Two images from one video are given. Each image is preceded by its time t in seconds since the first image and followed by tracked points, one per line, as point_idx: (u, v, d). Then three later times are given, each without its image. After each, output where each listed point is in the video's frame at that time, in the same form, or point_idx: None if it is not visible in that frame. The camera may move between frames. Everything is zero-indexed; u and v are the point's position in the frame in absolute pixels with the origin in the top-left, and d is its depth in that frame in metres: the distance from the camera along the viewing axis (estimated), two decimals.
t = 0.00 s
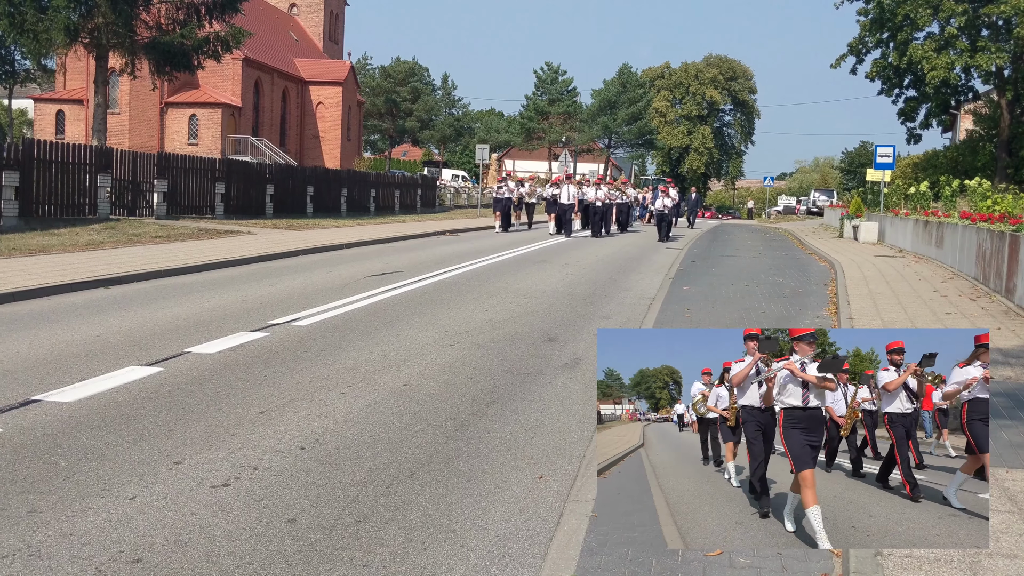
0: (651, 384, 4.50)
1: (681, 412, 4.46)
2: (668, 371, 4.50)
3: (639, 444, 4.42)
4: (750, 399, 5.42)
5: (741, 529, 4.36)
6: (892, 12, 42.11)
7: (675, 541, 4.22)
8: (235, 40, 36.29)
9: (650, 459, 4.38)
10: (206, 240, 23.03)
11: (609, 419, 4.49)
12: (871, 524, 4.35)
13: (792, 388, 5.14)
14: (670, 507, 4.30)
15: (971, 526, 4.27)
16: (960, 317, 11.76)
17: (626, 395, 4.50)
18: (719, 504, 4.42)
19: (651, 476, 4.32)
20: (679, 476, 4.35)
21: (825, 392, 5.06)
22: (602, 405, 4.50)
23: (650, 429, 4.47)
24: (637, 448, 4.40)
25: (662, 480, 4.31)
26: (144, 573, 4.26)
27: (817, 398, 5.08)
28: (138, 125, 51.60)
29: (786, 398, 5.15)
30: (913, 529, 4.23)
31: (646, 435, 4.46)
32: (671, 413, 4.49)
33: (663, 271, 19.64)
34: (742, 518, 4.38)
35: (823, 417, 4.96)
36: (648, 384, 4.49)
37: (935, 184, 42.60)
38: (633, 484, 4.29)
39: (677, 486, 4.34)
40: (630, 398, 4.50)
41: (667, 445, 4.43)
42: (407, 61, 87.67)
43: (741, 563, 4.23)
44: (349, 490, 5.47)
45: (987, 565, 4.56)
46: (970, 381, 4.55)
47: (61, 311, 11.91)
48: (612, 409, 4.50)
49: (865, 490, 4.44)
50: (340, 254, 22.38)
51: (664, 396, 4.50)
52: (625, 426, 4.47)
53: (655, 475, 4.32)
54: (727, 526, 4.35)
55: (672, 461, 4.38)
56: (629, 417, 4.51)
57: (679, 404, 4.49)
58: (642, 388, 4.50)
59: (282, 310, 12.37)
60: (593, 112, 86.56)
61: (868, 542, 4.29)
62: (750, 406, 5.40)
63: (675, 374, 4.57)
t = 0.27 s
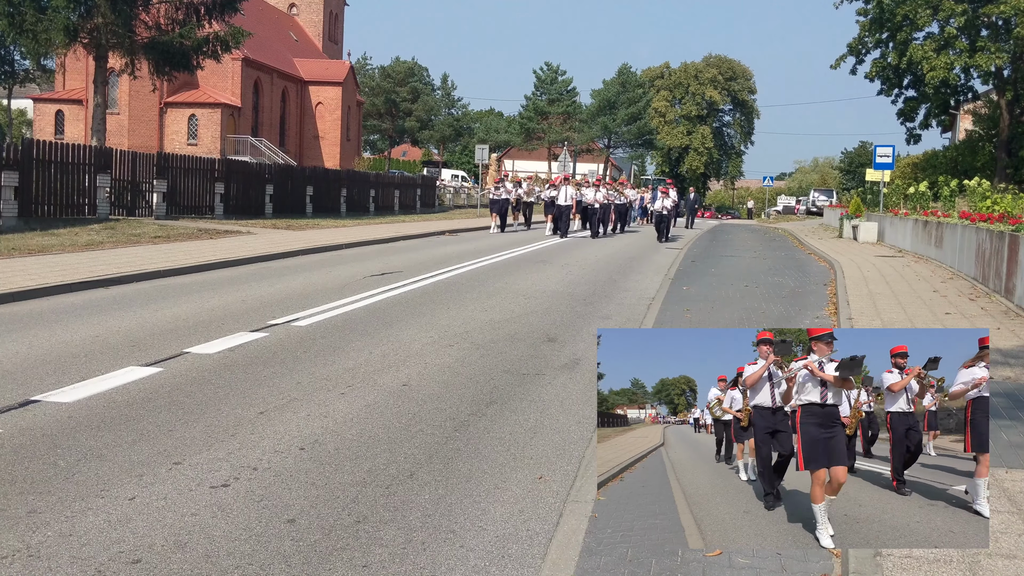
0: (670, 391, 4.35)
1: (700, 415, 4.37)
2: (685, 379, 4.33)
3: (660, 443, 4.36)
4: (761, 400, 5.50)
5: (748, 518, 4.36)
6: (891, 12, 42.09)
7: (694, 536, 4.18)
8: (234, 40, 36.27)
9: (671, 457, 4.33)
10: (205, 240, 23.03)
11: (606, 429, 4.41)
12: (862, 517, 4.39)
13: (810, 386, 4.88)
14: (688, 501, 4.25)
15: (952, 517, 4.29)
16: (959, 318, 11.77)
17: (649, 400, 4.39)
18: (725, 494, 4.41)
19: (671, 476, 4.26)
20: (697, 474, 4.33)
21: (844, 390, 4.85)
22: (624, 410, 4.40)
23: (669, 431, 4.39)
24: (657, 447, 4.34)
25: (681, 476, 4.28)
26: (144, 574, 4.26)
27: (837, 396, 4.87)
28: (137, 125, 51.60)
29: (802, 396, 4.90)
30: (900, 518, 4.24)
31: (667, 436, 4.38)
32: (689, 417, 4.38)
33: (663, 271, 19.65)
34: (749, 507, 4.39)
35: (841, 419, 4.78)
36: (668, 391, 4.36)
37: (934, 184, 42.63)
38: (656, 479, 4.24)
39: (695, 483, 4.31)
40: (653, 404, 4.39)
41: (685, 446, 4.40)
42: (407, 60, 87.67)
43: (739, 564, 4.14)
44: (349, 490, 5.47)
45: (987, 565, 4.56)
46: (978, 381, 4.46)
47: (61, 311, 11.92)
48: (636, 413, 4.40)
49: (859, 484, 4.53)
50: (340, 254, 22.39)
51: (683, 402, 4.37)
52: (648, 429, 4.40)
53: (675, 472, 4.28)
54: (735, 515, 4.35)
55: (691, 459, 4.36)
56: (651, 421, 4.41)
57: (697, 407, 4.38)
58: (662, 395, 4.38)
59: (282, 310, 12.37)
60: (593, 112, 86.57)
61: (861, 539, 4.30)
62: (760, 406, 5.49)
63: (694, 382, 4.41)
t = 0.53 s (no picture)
0: (672, 392, 4.31)
1: (702, 414, 4.31)
2: (686, 381, 4.26)
3: (662, 442, 4.35)
4: (772, 401, 5.51)
5: (747, 516, 4.35)
6: (892, 12, 42.10)
7: (695, 536, 4.18)
8: (235, 40, 36.27)
9: (673, 456, 4.32)
10: (206, 240, 23.03)
11: (607, 428, 4.38)
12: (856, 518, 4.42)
13: (833, 387, 4.74)
14: (689, 500, 4.25)
15: (948, 515, 4.25)
16: (959, 318, 11.77)
17: (651, 401, 4.35)
18: (728, 491, 4.37)
19: (673, 476, 4.25)
20: (699, 473, 4.33)
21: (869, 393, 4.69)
22: (627, 411, 4.36)
23: (670, 431, 4.37)
24: (659, 448, 4.33)
25: (682, 475, 4.27)
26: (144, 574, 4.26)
27: (860, 398, 4.71)
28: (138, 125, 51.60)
29: (826, 398, 4.75)
30: (898, 516, 4.28)
31: (669, 435, 4.37)
32: (690, 417, 4.34)
33: (663, 271, 19.66)
34: (750, 505, 4.38)
35: (863, 423, 4.67)
36: (670, 392, 4.32)
37: (934, 184, 42.64)
38: (659, 478, 4.24)
39: (696, 482, 4.30)
40: (656, 404, 4.35)
41: (687, 444, 4.37)
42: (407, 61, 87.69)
43: (740, 564, 4.14)
44: (348, 490, 5.47)
45: (987, 565, 4.57)
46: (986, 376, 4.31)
47: (61, 311, 11.92)
48: (639, 413, 4.36)
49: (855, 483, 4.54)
50: (340, 253, 22.38)
51: (685, 403, 4.29)
52: (650, 429, 4.37)
53: (676, 472, 4.27)
54: (734, 513, 4.33)
55: (693, 460, 4.34)
56: (654, 421, 4.38)
57: (700, 407, 4.27)
58: (664, 396, 4.34)
59: (282, 310, 12.37)
60: (593, 112, 86.59)
61: (859, 539, 4.31)
62: (771, 409, 5.50)
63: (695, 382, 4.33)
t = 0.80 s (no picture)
0: (672, 392, 4.33)
1: (703, 414, 4.32)
2: (687, 380, 4.30)
3: (661, 443, 4.34)
4: (789, 397, 5.39)
5: (747, 516, 4.30)
6: (892, 12, 42.08)
7: (695, 536, 4.17)
8: (235, 40, 36.26)
9: (673, 458, 4.30)
10: (206, 241, 23.03)
11: (607, 428, 4.38)
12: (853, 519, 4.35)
13: (871, 377, 4.55)
14: (689, 500, 4.23)
15: (946, 514, 4.28)
16: (960, 318, 11.76)
17: (651, 402, 4.35)
18: (728, 492, 4.31)
19: (672, 476, 4.24)
20: (698, 473, 4.29)
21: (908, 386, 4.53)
22: (627, 411, 4.37)
23: (670, 431, 4.36)
24: (658, 447, 4.32)
25: (681, 475, 4.25)
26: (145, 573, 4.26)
27: (903, 388, 4.53)
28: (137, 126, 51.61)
29: (862, 391, 4.55)
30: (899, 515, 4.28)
31: (668, 435, 4.36)
32: (690, 418, 4.36)
33: (663, 271, 19.66)
34: (750, 505, 4.32)
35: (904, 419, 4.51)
36: (670, 392, 4.33)
37: (934, 184, 42.62)
38: (659, 477, 4.23)
39: (696, 482, 4.27)
40: (655, 405, 4.35)
41: (688, 446, 4.34)
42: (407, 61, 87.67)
43: (741, 563, 4.13)
44: (349, 490, 5.47)
45: (987, 565, 4.57)
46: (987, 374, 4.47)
47: (62, 311, 11.93)
48: (639, 414, 4.37)
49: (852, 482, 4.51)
50: (340, 254, 22.39)
51: (684, 403, 4.32)
52: (649, 430, 4.37)
53: (676, 472, 4.25)
54: (734, 512, 4.29)
55: (693, 461, 4.31)
56: (655, 422, 4.38)
57: (700, 408, 4.32)
58: (664, 396, 4.35)
59: (282, 310, 12.37)
60: (593, 112, 86.54)
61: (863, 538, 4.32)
62: (788, 407, 5.38)
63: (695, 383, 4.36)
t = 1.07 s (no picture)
0: (672, 392, 4.30)
1: (703, 415, 4.28)
2: (687, 379, 4.29)
3: (661, 443, 4.28)
4: (805, 396, 4.96)
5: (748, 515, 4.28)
6: (893, 12, 42.07)
7: (696, 535, 4.18)
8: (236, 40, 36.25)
9: (673, 458, 4.26)
10: (207, 241, 23.04)
11: (607, 428, 4.33)
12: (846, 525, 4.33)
13: (917, 373, 4.30)
14: (689, 500, 4.22)
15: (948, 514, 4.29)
16: (961, 318, 11.77)
17: (652, 401, 4.31)
18: (729, 491, 4.31)
19: (672, 477, 4.21)
20: (698, 473, 4.26)
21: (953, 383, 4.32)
22: (628, 411, 4.32)
23: (670, 430, 4.31)
24: (659, 447, 4.27)
25: (682, 475, 4.22)
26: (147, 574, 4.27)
27: (949, 388, 4.30)
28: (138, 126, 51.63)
29: (904, 389, 4.31)
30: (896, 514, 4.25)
31: (669, 435, 4.31)
32: (691, 417, 4.31)
33: (664, 271, 19.67)
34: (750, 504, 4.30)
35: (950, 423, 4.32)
36: (670, 392, 4.31)
37: (935, 184, 42.63)
38: (660, 477, 4.19)
39: (697, 482, 4.25)
40: (655, 404, 4.31)
41: (688, 446, 4.30)
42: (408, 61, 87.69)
43: (741, 563, 4.16)
44: (349, 490, 5.47)
45: (988, 565, 4.58)
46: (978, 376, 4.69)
47: (63, 311, 11.93)
48: (639, 414, 4.33)
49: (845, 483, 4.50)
50: (341, 254, 22.40)
51: (684, 403, 4.30)
52: (650, 429, 4.32)
53: (676, 472, 4.22)
54: (735, 512, 4.29)
55: (694, 461, 4.27)
56: (655, 421, 4.34)
57: (699, 408, 4.29)
58: (664, 396, 4.32)
59: (283, 310, 12.38)
60: (594, 113, 86.53)
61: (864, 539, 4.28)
62: (802, 405, 4.97)
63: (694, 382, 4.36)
